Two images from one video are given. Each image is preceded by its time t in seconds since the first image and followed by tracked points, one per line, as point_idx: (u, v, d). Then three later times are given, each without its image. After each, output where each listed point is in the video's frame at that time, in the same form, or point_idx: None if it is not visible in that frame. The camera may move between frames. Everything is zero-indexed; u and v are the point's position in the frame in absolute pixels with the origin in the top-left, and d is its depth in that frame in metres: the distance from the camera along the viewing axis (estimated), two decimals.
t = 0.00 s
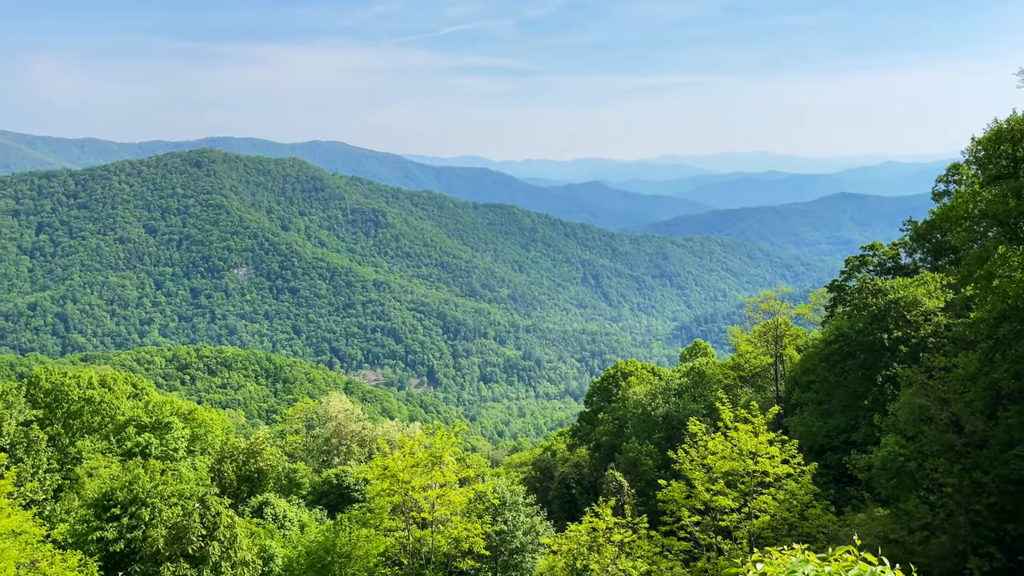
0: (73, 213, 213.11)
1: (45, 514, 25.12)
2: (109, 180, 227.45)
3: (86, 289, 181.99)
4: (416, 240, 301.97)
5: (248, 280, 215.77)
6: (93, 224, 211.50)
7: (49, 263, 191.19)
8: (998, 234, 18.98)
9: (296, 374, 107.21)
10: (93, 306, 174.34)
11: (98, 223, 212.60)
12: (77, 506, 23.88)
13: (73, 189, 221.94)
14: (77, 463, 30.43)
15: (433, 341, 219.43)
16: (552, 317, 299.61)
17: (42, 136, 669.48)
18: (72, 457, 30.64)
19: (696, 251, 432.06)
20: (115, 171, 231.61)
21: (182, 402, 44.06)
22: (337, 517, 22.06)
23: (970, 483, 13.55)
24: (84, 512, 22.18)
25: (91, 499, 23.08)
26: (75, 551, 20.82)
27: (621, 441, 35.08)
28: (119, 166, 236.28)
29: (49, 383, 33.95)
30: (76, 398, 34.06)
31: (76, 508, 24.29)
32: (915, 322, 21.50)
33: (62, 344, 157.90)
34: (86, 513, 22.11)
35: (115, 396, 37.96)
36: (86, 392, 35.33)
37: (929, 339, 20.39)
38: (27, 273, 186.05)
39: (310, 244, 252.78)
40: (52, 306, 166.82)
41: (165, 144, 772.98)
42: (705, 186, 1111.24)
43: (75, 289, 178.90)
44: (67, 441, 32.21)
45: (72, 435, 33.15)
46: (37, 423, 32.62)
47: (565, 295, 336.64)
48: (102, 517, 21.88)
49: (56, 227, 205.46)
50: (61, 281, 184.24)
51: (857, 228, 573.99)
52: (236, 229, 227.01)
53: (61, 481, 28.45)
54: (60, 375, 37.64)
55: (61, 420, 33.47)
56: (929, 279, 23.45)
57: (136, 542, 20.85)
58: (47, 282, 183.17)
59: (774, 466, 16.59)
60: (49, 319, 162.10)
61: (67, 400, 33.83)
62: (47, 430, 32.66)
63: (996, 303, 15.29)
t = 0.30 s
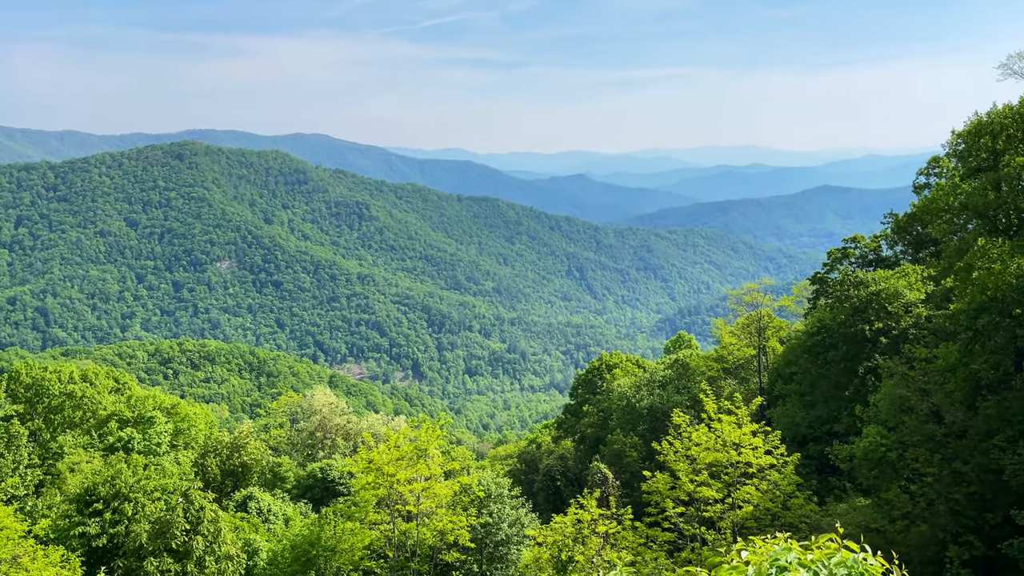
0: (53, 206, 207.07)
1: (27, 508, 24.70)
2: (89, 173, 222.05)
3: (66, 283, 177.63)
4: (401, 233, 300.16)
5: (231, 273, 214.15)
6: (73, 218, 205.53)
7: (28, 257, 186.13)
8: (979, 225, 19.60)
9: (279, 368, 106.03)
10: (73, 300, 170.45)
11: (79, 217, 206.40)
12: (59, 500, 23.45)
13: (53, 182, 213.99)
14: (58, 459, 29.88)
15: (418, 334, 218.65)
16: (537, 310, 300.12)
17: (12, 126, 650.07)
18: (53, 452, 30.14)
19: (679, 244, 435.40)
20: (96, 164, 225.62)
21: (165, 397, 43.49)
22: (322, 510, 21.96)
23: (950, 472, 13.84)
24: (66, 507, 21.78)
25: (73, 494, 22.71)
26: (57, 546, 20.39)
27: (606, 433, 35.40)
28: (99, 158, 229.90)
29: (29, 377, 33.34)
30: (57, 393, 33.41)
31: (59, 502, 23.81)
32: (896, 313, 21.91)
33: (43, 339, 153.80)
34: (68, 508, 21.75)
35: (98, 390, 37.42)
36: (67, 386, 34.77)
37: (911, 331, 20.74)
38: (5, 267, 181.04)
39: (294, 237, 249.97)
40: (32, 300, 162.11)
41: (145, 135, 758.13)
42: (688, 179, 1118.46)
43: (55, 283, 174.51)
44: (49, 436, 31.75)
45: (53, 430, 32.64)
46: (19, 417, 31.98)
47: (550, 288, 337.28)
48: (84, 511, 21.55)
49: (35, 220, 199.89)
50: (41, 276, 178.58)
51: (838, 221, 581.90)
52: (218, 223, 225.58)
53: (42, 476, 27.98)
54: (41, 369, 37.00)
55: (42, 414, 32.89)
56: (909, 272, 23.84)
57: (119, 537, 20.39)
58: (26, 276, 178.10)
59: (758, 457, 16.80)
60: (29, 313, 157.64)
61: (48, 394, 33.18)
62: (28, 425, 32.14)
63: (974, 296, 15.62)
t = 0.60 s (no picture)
0: (33, 199, 203.26)
1: (9, 504, 24.20)
2: (70, 166, 215.21)
3: (48, 277, 174.63)
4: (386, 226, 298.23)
5: (215, 267, 210.92)
6: (54, 211, 201.73)
7: (8, 252, 184.05)
8: (962, 219, 19.98)
9: (264, 362, 104.88)
10: (55, 294, 167.71)
11: (60, 210, 202.67)
12: (41, 495, 22.96)
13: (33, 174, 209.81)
14: (41, 454, 29.35)
15: (403, 327, 217.59)
16: (523, 303, 300.15)
17: None
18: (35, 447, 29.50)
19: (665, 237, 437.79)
20: (78, 156, 220.31)
21: (150, 391, 42.83)
22: (308, 504, 21.84)
23: (930, 464, 14.21)
24: (49, 502, 21.27)
25: (56, 489, 22.26)
26: (39, 542, 19.91)
27: (592, 425, 35.59)
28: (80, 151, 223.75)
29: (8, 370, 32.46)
30: (39, 387, 32.66)
31: (41, 498, 23.31)
32: (878, 306, 22.19)
33: (23, 334, 152.12)
34: (51, 503, 21.26)
35: (80, 385, 36.71)
36: (49, 380, 34.05)
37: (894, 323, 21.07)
38: None
39: (279, 230, 247.09)
40: (13, 294, 161.76)
41: (126, 126, 743.41)
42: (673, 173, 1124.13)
43: (36, 277, 171.82)
44: (31, 431, 31.14)
45: (35, 425, 32.00)
46: None
47: (536, 281, 337.46)
48: (67, 507, 21.08)
49: (16, 214, 197.43)
50: (21, 269, 177.12)
51: (822, 214, 588.81)
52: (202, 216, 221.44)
53: (24, 472, 27.41)
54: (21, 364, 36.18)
55: (23, 410, 32.22)
56: (893, 264, 24.09)
57: (103, 532, 19.99)
58: (6, 270, 176.18)
59: (742, 448, 16.98)
60: (10, 308, 156.79)
61: (29, 389, 32.41)
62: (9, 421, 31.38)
63: (956, 289, 15.90)
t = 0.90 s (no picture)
0: (14, 190, 199.01)
1: None
2: (53, 158, 211.81)
3: (30, 269, 171.31)
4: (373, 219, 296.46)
5: (201, 259, 208.09)
6: (36, 203, 197.76)
7: None
8: (946, 211, 20.25)
9: (251, 355, 104.08)
10: (37, 287, 164.66)
11: (42, 202, 198.75)
12: (25, 489, 22.60)
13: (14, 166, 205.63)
14: (25, 447, 28.96)
15: (391, 320, 216.47)
16: (511, 296, 300.26)
17: None
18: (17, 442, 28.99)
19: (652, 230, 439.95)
20: (60, 147, 216.01)
21: (136, 384, 42.35)
22: (295, 497, 21.73)
23: (914, 455, 14.50)
24: (32, 496, 20.89)
25: (41, 482, 21.92)
26: (24, 535, 19.59)
27: (579, 417, 35.84)
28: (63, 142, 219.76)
29: None
30: (22, 380, 32.10)
31: (25, 492, 22.93)
32: (863, 298, 22.46)
33: (5, 327, 149.08)
34: (35, 496, 20.93)
35: (64, 377, 36.21)
36: (32, 372, 33.63)
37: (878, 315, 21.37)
38: None
39: (265, 223, 244.44)
40: None
41: (107, 117, 730.04)
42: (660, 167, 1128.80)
43: (18, 269, 168.45)
44: (15, 424, 30.72)
45: (18, 418, 31.58)
46: None
47: (524, 274, 337.49)
48: (53, 500, 20.70)
49: None
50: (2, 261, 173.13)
51: (809, 208, 593.48)
52: (187, 209, 218.27)
53: (8, 467, 26.97)
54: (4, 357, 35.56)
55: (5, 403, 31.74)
56: (878, 257, 24.37)
57: (88, 525, 19.73)
58: None
59: (728, 440, 17.15)
60: None
61: (12, 381, 31.90)
62: None
63: (939, 281, 16.13)
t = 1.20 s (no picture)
0: None
1: None
2: (39, 148, 208.22)
3: (14, 260, 168.44)
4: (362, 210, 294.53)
5: (188, 251, 205.55)
6: (21, 193, 194.39)
7: None
8: (933, 204, 20.44)
9: (240, 347, 103.14)
10: (22, 278, 162.04)
11: (28, 192, 195.39)
12: (12, 480, 22.22)
13: None
14: (11, 439, 28.61)
15: (380, 313, 215.31)
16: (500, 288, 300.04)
17: None
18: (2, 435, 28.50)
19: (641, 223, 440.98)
20: (46, 137, 212.14)
21: (124, 376, 41.86)
22: (284, 489, 21.65)
23: (901, 445, 14.66)
24: (19, 488, 20.58)
25: (27, 474, 21.56)
26: (11, 528, 19.30)
27: (568, 408, 35.97)
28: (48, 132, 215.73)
29: None
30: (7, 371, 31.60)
31: (11, 483, 22.56)
32: (851, 291, 22.70)
33: None
34: (21, 488, 20.57)
35: (51, 369, 35.77)
36: (19, 365, 33.19)
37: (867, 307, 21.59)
38: None
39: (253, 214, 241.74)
40: None
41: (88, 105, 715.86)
42: (649, 159, 1130.74)
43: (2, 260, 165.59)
44: None
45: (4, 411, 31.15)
46: None
47: (513, 266, 337.25)
48: (39, 492, 20.34)
49: None
50: None
51: (797, 200, 597.06)
52: (175, 199, 215.26)
53: None
54: None
55: None
56: (865, 249, 24.62)
57: (77, 518, 19.43)
58: None
59: (717, 431, 17.31)
60: None
61: None
62: None
63: (926, 274, 16.33)
